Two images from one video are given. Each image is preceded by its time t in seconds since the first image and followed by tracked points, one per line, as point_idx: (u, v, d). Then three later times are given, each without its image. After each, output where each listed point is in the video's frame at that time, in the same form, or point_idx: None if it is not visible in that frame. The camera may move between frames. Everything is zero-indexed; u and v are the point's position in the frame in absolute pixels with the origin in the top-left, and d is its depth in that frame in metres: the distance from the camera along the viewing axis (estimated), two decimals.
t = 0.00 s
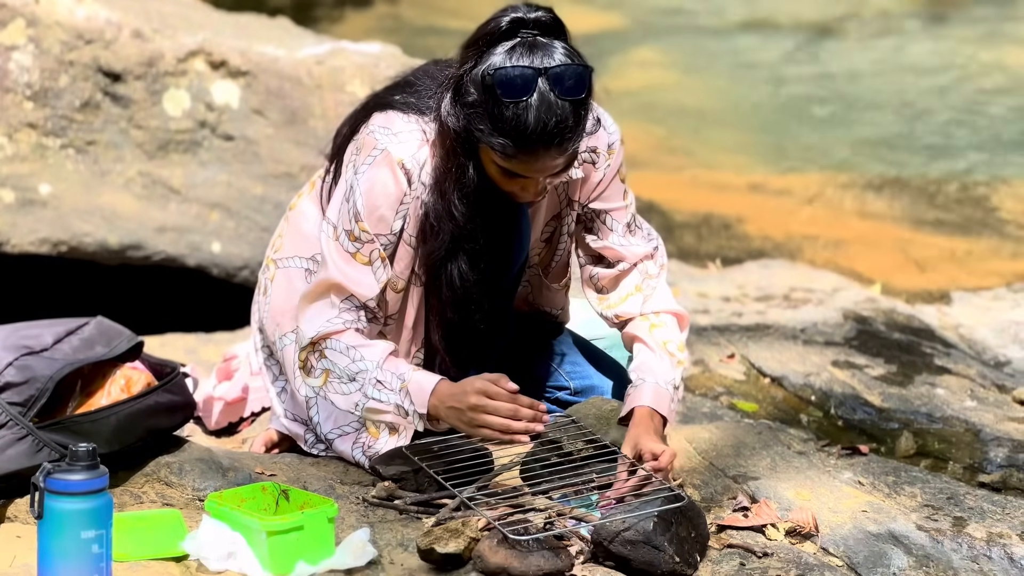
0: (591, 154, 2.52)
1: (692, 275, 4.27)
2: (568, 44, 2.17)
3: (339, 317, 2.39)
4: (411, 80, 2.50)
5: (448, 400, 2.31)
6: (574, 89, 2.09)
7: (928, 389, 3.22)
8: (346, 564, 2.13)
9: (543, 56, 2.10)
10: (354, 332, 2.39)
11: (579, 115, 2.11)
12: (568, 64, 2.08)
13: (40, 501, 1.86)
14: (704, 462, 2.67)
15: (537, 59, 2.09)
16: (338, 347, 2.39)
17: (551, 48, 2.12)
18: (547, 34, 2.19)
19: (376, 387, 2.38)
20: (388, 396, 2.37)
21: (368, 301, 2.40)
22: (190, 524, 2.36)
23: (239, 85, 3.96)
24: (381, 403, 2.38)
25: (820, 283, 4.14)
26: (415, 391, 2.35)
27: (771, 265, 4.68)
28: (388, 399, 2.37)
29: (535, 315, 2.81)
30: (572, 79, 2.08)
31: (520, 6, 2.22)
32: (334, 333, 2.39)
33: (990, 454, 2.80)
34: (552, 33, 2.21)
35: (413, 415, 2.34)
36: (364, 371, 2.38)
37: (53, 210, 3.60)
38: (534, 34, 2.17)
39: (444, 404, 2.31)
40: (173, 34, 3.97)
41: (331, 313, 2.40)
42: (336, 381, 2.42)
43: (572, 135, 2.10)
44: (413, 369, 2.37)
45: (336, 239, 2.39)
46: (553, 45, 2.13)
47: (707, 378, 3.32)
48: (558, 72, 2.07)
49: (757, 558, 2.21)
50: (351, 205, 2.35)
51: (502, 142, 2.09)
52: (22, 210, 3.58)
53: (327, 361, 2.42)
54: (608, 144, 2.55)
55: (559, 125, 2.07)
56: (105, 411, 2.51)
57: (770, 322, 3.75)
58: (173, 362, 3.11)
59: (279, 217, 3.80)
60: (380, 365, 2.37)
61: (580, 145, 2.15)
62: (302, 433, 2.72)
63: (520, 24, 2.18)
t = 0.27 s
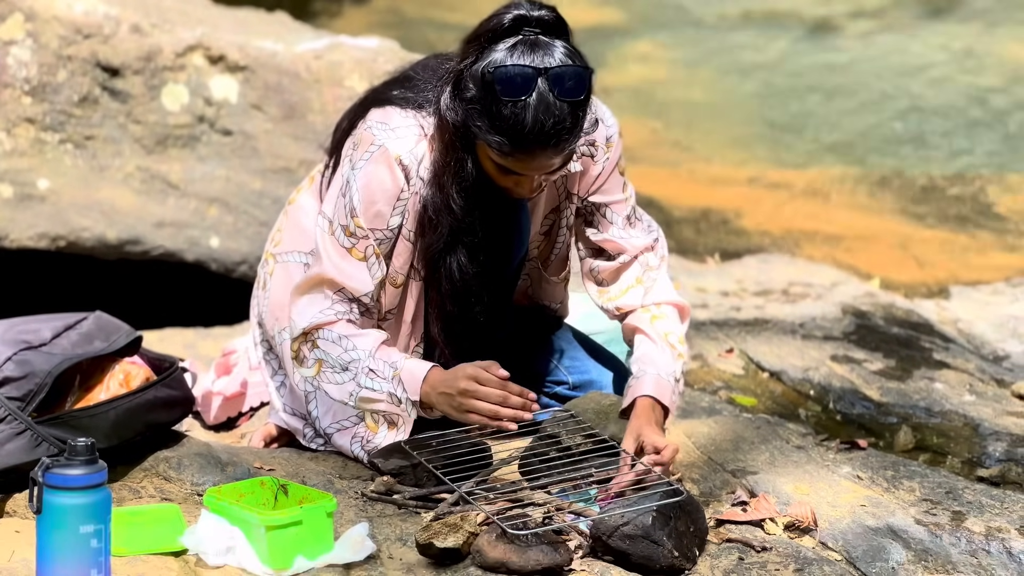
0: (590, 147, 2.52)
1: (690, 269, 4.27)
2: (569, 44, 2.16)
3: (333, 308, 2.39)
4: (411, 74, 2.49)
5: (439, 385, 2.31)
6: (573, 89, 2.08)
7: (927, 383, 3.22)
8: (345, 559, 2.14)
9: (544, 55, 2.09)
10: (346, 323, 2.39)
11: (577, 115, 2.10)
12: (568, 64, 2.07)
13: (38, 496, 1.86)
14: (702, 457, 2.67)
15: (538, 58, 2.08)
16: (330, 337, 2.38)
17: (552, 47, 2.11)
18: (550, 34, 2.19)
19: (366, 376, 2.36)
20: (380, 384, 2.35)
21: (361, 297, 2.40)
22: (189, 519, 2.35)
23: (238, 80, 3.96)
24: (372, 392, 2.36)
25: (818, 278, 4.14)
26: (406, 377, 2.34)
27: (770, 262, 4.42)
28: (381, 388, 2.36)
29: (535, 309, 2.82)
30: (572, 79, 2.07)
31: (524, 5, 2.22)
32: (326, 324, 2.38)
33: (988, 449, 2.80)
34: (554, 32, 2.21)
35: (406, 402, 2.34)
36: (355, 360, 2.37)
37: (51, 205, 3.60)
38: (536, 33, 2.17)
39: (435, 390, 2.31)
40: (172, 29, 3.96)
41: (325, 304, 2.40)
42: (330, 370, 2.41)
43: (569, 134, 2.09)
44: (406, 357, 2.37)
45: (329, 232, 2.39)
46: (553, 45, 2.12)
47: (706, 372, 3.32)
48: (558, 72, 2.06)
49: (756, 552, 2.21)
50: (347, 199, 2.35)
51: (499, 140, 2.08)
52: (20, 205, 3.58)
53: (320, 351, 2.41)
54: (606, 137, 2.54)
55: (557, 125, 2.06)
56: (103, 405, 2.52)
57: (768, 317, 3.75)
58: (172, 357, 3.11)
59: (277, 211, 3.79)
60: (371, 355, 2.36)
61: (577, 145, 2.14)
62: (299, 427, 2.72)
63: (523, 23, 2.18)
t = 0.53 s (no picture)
0: (580, 135, 2.52)
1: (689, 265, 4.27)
2: (559, 36, 2.14)
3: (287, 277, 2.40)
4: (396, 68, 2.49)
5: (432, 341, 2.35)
6: (563, 82, 2.05)
7: (926, 379, 3.22)
8: (345, 554, 2.14)
9: (532, 49, 2.08)
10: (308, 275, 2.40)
11: (567, 107, 2.08)
12: (559, 57, 2.05)
13: (38, 492, 1.86)
14: (703, 454, 2.67)
15: (528, 50, 2.07)
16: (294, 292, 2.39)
17: (541, 41, 2.10)
18: (539, 25, 2.16)
19: (341, 321, 2.38)
20: (361, 328, 2.37)
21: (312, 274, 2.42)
22: (189, 515, 2.35)
23: (237, 76, 3.96)
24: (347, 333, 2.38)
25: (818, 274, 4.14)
26: (385, 314, 2.36)
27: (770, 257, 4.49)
28: (361, 331, 2.38)
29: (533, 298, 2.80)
30: (563, 73, 2.04)
31: None
32: (289, 284, 2.39)
33: (988, 445, 2.80)
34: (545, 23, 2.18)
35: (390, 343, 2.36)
36: (326, 306, 2.38)
37: (51, 202, 3.59)
38: (526, 24, 2.14)
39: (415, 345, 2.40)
40: (171, 25, 3.96)
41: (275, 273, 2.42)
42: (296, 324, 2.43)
43: (558, 126, 2.07)
44: (380, 301, 2.38)
45: (297, 213, 2.38)
46: (543, 38, 2.10)
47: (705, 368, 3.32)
48: (549, 64, 2.03)
49: (755, 548, 2.21)
50: (320, 185, 2.34)
51: (488, 132, 2.07)
52: (20, 201, 3.56)
53: (281, 305, 2.41)
54: (597, 123, 2.54)
55: (547, 117, 2.04)
56: (104, 402, 2.52)
57: (767, 313, 3.75)
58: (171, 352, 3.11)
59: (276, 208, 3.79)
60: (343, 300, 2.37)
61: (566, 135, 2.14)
62: (299, 427, 2.75)
63: (513, 13, 2.14)
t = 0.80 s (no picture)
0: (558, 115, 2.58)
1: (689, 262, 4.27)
2: (529, 13, 2.14)
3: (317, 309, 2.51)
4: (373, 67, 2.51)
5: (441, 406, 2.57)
6: (540, 58, 2.05)
7: (926, 376, 3.22)
8: (345, 551, 2.14)
9: (508, 27, 2.07)
10: (350, 322, 2.54)
11: (545, 82, 2.08)
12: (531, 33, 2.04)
13: (39, 489, 1.87)
14: (702, 451, 2.68)
15: (501, 29, 2.06)
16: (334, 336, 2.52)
17: (513, 18, 2.09)
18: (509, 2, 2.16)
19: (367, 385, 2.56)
20: (378, 398, 2.56)
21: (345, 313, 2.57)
22: (189, 512, 2.36)
23: (237, 74, 3.97)
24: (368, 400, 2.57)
25: (818, 271, 4.14)
26: (403, 393, 2.55)
27: (768, 253, 4.50)
28: (378, 399, 2.56)
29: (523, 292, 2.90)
30: (539, 48, 2.04)
31: None
32: (320, 322, 2.52)
33: (988, 442, 2.80)
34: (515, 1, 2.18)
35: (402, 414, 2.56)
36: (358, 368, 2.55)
37: (50, 199, 3.58)
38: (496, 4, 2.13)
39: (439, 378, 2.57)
40: (171, 22, 3.97)
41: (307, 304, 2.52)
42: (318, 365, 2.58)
43: (536, 101, 2.07)
44: (403, 373, 2.56)
45: (304, 227, 2.43)
46: (515, 15, 2.10)
47: (705, 365, 3.33)
48: (523, 41, 2.02)
49: (755, 545, 2.22)
50: (317, 194, 2.38)
51: (469, 114, 2.06)
52: (20, 198, 3.55)
53: (315, 345, 2.54)
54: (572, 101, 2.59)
55: (527, 94, 2.04)
56: (104, 399, 2.52)
57: (767, 310, 3.75)
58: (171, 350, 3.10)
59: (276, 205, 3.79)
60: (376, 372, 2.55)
61: (546, 110, 2.13)
62: (298, 431, 2.76)
63: None
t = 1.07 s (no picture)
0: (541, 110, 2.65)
1: (689, 260, 4.25)
2: None
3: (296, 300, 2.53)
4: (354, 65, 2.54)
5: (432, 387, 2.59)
6: (533, 33, 2.07)
7: (926, 375, 3.22)
8: (346, 550, 2.14)
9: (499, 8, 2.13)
10: (330, 315, 2.55)
11: (539, 58, 2.11)
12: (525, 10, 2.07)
13: (38, 488, 1.86)
14: (702, 449, 2.68)
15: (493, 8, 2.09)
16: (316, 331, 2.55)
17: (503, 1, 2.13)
18: None
19: (348, 378, 2.59)
20: (363, 389, 2.59)
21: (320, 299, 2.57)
22: (189, 510, 2.36)
23: (237, 73, 3.95)
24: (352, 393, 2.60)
25: (818, 269, 4.14)
26: (387, 382, 2.59)
27: (769, 252, 4.30)
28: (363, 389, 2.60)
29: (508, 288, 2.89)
30: (531, 23, 2.06)
31: None
32: (303, 313, 2.54)
33: (988, 441, 2.80)
34: None
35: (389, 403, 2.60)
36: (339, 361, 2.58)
37: (51, 198, 3.59)
38: None
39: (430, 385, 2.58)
40: (171, 20, 3.94)
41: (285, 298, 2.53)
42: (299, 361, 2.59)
43: (535, 78, 2.09)
44: (385, 360, 2.60)
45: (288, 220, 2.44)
46: None
47: (705, 364, 3.33)
48: (517, 18, 2.05)
49: (755, 544, 2.21)
50: (302, 186, 2.39)
51: (469, 93, 2.07)
52: (20, 196, 3.56)
53: (296, 339, 2.56)
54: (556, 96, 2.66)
55: (524, 69, 2.06)
56: (104, 398, 2.52)
57: (767, 309, 3.75)
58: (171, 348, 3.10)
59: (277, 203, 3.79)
60: (359, 363, 2.58)
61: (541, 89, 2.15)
62: (298, 430, 2.76)
63: None
